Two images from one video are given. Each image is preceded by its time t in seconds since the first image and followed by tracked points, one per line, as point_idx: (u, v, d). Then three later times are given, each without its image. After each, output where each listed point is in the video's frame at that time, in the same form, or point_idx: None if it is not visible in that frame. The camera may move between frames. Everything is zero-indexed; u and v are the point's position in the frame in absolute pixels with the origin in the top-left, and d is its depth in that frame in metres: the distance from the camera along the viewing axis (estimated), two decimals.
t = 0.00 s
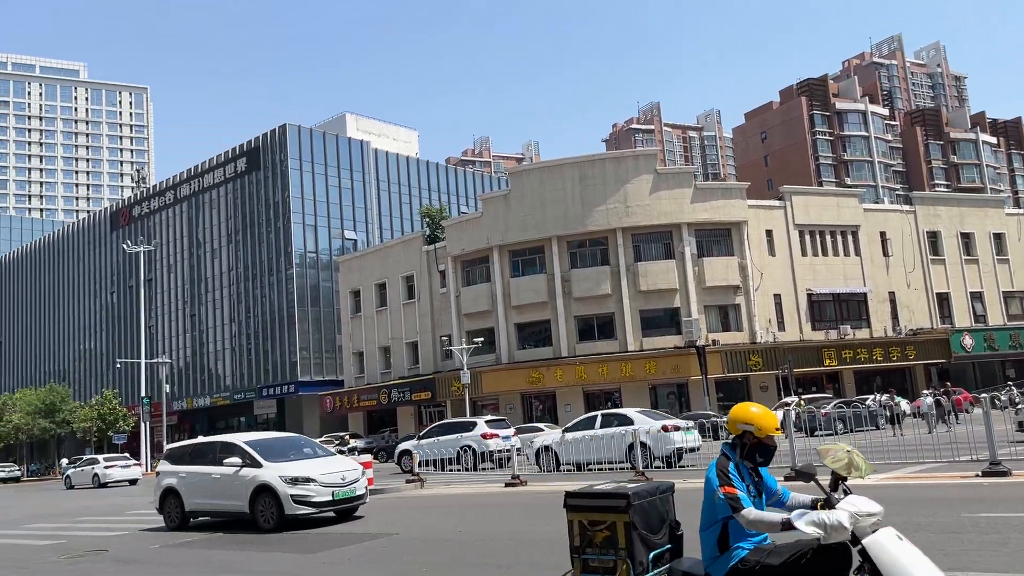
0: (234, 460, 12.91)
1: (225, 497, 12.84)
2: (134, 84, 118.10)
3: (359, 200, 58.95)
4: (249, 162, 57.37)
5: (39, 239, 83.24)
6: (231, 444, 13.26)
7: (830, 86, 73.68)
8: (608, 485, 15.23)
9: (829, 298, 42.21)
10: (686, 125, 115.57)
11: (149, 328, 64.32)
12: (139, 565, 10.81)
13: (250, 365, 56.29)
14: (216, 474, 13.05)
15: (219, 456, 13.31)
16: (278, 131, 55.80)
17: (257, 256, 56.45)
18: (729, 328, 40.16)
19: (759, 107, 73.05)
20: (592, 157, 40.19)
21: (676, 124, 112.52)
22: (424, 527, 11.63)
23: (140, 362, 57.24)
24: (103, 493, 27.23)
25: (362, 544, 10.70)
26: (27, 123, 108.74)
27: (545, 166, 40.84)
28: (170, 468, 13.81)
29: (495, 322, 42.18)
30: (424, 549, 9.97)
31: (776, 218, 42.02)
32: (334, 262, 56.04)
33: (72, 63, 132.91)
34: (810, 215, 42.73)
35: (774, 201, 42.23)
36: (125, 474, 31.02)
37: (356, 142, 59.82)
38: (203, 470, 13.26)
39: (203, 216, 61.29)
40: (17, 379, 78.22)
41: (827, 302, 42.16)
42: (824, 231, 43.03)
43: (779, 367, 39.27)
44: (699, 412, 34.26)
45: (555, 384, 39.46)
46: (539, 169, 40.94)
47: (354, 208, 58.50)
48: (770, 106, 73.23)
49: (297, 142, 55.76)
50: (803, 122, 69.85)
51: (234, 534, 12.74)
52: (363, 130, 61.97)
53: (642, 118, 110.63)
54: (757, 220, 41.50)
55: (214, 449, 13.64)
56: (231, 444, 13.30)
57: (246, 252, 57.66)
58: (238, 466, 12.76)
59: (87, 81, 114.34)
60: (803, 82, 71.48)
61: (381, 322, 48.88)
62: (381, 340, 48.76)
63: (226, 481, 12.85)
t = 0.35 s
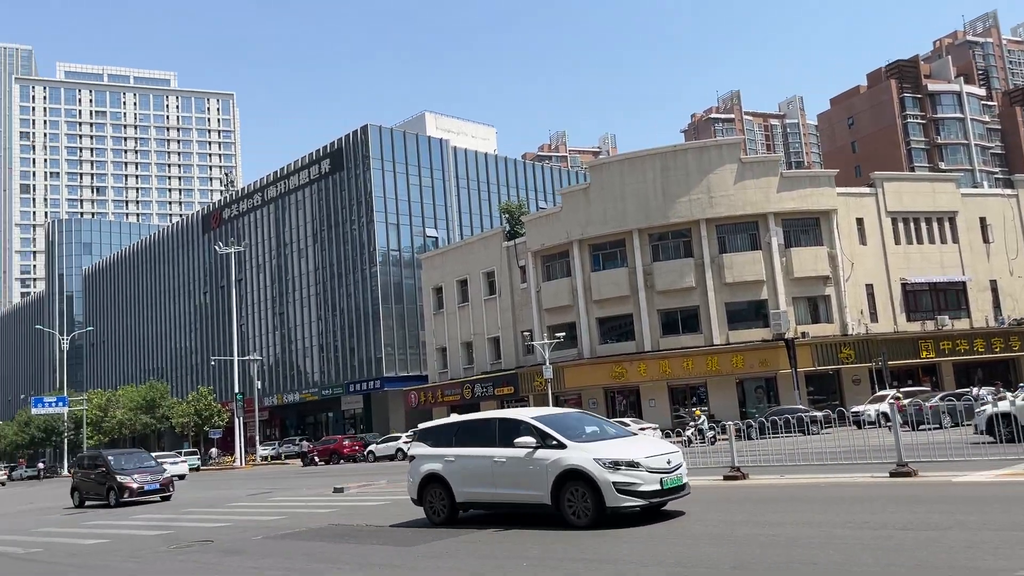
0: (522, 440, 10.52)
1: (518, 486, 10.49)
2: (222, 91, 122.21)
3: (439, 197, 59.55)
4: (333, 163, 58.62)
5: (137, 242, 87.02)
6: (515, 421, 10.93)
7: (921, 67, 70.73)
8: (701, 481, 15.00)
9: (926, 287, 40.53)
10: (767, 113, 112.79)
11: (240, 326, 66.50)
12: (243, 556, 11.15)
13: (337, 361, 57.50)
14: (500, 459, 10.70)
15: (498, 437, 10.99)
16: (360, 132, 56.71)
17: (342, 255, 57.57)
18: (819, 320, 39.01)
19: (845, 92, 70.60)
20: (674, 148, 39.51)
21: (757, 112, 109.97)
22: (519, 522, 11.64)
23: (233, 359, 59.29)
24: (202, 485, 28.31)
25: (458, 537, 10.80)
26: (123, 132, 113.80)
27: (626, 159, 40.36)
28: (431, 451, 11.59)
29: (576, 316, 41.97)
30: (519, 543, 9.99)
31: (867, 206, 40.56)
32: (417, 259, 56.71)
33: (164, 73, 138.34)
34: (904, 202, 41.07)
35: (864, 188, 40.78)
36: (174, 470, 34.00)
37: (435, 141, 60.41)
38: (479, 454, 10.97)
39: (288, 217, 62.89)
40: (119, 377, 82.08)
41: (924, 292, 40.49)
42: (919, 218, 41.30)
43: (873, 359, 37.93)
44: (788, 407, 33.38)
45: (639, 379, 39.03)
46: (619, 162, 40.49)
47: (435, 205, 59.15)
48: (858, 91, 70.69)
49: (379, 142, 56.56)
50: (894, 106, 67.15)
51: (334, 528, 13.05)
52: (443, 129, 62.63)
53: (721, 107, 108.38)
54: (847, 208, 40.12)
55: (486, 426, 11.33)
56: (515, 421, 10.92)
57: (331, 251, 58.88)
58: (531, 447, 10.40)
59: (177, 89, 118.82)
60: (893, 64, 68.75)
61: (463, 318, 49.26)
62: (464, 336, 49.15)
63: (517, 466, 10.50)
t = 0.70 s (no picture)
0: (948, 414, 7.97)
1: (948, 475, 7.92)
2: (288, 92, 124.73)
3: (503, 192, 59.59)
4: (398, 160, 59.09)
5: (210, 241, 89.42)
6: (923, 388, 8.33)
7: (1002, 49, 67.87)
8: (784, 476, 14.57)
9: (1010, 277, 38.87)
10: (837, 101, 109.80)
11: (310, 322, 67.64)
12: (321, 548, 11.17)
13: (404, 357, 57.99)
14: (908, 439, 8.18)
15: (894, 409, 8.42)
16: (425, 129, 57.04)
17: (408, 251, 58.05)
18: (896, 312, 37.70)
19: (921, 75, 68.17)
20: (743, 137, 38.58)
21: (826, 99, 107.12)
22: (598, 517, 11.41)
23: (303, 355, 60.37)
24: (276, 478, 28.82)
25: (535, 532, 10.61)
26: (195, 134, 117.20)
27: (693, 149, 39.60)
28: (778, 432, 9.12)
29: (643, 310, 41.44)
30: (598, 539, 9.76)
31: (947, 193, 39.03)
32: (481, 254, 56.77)
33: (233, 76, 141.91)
34: (987, 188, 39.42)
35: (944, 175, 39.25)
36: (208, 465, 40.67)
37: (499, 136, 60.47)
38: (871, 434, 8.46)
39: (355, 215, 63.73)
40: (194, 372, 84.61)
41: (1008, 282, 38.83)
42: (1003, 205, 39.59)
43: (955, 352, 36.47)
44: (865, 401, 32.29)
45: (709, 373, 38.30)
46: (686, 152, 39.77)
47: (499, 201, 59.22)
48: (935, 74, 68.18)
49: (443, 139, 56.81)
50: (973, 89, 64.56)
51: (408, 521, 13.05)
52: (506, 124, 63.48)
53: (789, 95, 105.89)
54: (926, 196, 38.67)
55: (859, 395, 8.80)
56: (918, 389, 8.37)
57: (397, 248, 59.40)
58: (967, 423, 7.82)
59: (246, 91, 121.70)
60: (972, 46, 66.16)
61: (528, 312, 49.18)
62: (529, 330, 49.05)
63: (949, 447, 7.91)
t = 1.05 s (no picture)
0: None
1: None
2: (335, 91, 125.93)
3: (548, 188, 59.39)
4: (445, 157, 59.19)
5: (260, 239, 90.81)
6: None
7: None
8: (842, 475, 14.25)
9: None
10: (889, 92, 107.09)
11: (358, 319, 68.19)
12: (374, 542, 11.23)
13: (450, 353, 58.18)
14: None
15: None
16: (470, 125, 57.04)
17: (454, 247, 58.22)
18: (955, 306, 36.72)
19: (979, 63, 66.06)
20: (794, 128, 37.84)
21: (877, 89, 104.74)
22: (654, 514, 11.25)
23: (352, 350, 60.94)
24: (327, 472, 29.19)
25: (589, 529, 10.50)
26: (244, 134, 119.09)
27: (742, 142, 38.93)
28: None
29: (692, 305, 40.94)
30: (653, 536, 9.64)
31: (1008, 183, 37.87)
32: (527, 250, 56.66)
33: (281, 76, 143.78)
34: None
35: (1005, 164, 38.09)
36: (227, 460, 44.50)
37: (545, 131, 60.26)
38: None
39: (401, 212, 64.09)
40: (245, 368, 86.06)
41: None
42: None
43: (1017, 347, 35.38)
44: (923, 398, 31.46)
45: (760, 369, 37.66)
46: (736, 145, 39.12)
47: (544, 196, 59.02)
48: (994, 62, 66.03)
49: (490, 135, 56.75)
50: None
51: (460, 517, 13.02)
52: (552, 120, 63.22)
53: (839, 87, 103.57)
54: (986, 186, 37.55)
55: None
56: None
57: (443, 244, 59.60)
58: None
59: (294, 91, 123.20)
60: None
61: (574, 308, 48.93)
62: (576, 326, 48.81)
63: None
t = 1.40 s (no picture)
0: None
1: None
2: (365, 88, 126.40)
3: (580, 182, 59.07)
4: (476, 152, 59.10)
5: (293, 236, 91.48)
6: None
7: None
8: (887, 472, 13.94)
9: None
10: (926, 83, 105.04)
11: (390, 314, 68.45)
12: (413, 537, 11.13)
13: (482, 348, 58.10)
14: None
15: None
16: (502, 121, 56.86)
17: (485, 243, 58.18)
18: (997, 301, 35.92)
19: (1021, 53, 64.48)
20: (832, 120, 37.17)
21: (914, 81, 102.83)
22: (695, 511, 11.05)
23: (384, 345, 61.21)
24: (362, 466, 29.23)
25: (629, 526, 10.32)
26: (277, 132, 120.12)
27: (778, 134, 38.35)
28: None
29: (727, 300, 40.49)
30: (698, 533, 9.43)
31: None
32: (558, 245, 56.41)
33: (313, 74, 144.76)
34: None
35: None
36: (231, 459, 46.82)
37: (576, 125, 59.90)
38: None
39: (432, 208, 64.13)
40: (279, 364, 86.80)
41: None
42: None
43: None
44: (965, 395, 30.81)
45: (796, 365, 37.15)
46: (771, 138, 38.54)
47: (576, 191, 58.70)
48: None
49: (521, 130, 56.53)
50: None
51: (498, 512, 12.90)
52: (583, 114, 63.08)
53: (875, 79, 101.76)
54: None
55: None
56: None
57: (474, 240, 59.54)
58: None
59: (325, 88, 123.88)
60: None
61: (607, 303, 48.61)
62: (608, 322, 48.51)
63: None
